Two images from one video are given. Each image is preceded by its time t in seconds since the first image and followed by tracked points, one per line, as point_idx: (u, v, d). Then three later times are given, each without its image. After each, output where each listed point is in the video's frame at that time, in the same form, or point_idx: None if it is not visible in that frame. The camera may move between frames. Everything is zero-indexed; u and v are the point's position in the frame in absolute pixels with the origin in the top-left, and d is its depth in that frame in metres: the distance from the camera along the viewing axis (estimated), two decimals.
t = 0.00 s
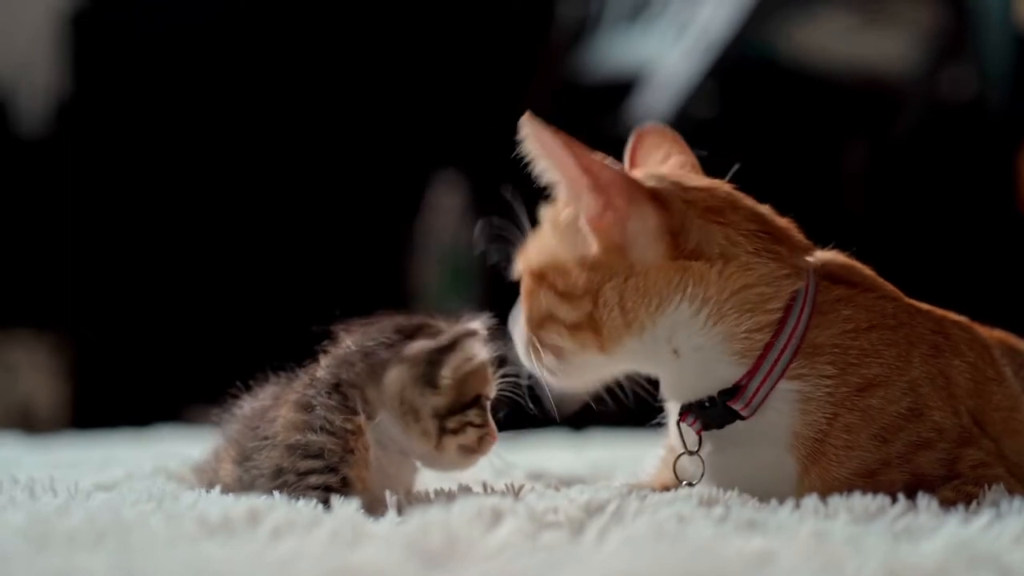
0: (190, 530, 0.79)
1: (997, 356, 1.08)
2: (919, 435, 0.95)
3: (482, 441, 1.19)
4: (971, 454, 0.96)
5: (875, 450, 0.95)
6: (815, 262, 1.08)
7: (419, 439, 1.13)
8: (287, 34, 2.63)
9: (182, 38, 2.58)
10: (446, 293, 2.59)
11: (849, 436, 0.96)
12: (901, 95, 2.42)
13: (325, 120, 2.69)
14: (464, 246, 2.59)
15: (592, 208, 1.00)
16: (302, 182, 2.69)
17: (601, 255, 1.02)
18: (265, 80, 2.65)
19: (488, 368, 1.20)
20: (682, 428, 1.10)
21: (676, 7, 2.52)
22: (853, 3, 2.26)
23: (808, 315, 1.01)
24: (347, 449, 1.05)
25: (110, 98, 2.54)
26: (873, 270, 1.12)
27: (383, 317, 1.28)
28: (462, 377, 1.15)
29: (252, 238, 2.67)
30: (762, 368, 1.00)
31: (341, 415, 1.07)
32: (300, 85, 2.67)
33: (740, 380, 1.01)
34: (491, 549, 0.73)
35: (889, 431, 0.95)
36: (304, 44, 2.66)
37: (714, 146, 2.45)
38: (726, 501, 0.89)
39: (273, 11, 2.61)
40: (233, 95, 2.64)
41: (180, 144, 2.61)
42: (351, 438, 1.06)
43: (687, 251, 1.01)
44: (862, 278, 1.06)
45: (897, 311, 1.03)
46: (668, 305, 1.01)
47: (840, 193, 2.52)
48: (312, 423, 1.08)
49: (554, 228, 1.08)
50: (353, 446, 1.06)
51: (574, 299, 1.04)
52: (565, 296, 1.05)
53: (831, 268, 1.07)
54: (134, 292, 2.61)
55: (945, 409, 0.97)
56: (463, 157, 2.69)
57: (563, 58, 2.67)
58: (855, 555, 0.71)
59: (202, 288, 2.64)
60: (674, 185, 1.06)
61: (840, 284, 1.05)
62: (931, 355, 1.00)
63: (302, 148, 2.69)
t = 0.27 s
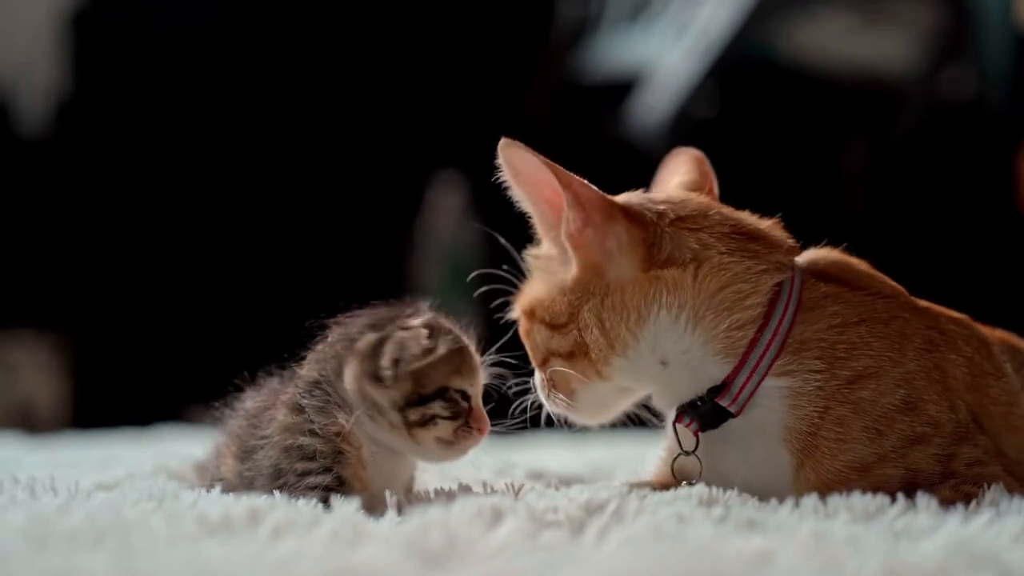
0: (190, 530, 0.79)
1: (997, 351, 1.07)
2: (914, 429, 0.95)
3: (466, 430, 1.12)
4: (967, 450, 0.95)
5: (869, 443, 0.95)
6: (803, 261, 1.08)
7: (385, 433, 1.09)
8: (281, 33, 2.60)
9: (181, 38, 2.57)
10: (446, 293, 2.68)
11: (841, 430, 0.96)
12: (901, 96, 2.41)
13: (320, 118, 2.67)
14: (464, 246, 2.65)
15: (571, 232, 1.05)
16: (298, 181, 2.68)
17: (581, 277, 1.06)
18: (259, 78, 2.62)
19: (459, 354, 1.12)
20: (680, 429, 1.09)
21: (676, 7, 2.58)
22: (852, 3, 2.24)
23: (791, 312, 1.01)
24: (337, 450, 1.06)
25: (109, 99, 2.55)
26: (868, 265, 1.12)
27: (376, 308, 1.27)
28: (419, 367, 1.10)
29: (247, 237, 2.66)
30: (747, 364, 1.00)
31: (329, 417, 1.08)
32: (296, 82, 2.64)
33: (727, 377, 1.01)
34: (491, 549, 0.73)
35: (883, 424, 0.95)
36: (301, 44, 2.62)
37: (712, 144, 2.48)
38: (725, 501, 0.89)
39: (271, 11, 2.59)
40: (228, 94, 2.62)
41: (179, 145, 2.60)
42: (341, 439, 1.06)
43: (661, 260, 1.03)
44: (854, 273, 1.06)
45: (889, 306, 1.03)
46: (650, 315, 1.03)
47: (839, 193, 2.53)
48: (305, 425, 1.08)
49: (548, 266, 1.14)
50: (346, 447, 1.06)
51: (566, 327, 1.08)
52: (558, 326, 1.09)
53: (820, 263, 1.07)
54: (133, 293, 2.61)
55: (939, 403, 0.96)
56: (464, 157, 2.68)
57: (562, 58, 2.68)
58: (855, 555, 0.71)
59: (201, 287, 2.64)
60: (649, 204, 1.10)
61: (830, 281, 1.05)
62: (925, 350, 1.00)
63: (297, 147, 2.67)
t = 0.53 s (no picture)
0: (191, 530, 0.79)
1: (998, 352, 1.07)
2: (914, 427, 0.95)
3: (454, 421, 1.13)
4: (968, 449, 0.95)
5: (869, 440, 0.94)
6: (805, 259, 1.08)
7: (372, 427, 1.10)
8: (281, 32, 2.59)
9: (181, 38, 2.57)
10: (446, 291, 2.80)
11: (841, 426, 0.95)
12: (901, 96, 2.41)
13: (319, 116, 2.65)
14: (464, 247, 2.77)
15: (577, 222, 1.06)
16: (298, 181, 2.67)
17: (585, 267, 1.07)
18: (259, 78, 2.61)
19: (439, 345, 1.14)
20: (681, 426, 1.09)
21: (677, 6, 2.63)
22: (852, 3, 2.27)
23: (794, 307, 1.01)
24: (334, 450, 1.07)
25: (110, 99, 2.55)
26: (870, 265, 1.12)
27: (375, 301, 1.27)
28: (398, 359, 1.11)
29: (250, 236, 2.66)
30: (748, 358, 1.00)
31: (324, 417, 1.09)
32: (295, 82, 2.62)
33: (727, 371, 1.01)
34: (491, 548, 0.73)
35: (883, 420, 0.95)
36: (300, 43, 2.60)
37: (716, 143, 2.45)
38: (725, 500, 0.90)
39: (271, 10, 2.58)
40: (229, 93, 2.61)
41: (179, 144, 2.60)
42: (336, 438, 1.07)
43: (664, 254, 1.04)
44: (856, 272, 1.07)
45: (891, 303, 1.03)
46: (654, 308, 1.03)
47: (839, 193, 2.53)
48: (303, 425, 1.09)
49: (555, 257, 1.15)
50: (344, 446, 1.07)
51: (567, 317, 1.08)
52: (560, 317, 1.09)
53: (822, 262, 1.07)
54: (133, 292, 2.62)
55: (940, 400, 0.96)
56: (463, 157, 2.67)
57: (562, 58, 2.67)
58: (855, 554, 0.71)
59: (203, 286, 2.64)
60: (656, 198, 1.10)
61: (833, 278, 1.05)
62: (926, 347, 0.99)
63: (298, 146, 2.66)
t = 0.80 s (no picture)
0: (191, 529, 0.79)
1: (1003, 353, 1.06)
2: (915, 424, 0.94)
3: (451, 411, 1.13)
4: (969, 448, 0.94)
5: (869, 436, 0.94)
6: (811, 256, 1.08)
7: (369, 423, 1.10)
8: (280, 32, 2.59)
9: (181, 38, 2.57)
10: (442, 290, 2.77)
11: (842, 422, 0.95)
12: (900, 96, 2.41)
13: (319, 116, 2.65)
14: (465, 247, 2.76)
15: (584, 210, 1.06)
16: (297, 180, 2.66)
17: (589, 257, 1.07)
18: (259, 76, 2.61)
19: (428, 336, 1.13)
20: (681, 417, 1.09)
21: (676, 7, 2.68)
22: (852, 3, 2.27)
23: (798, 303, 1.01)
24: (332, 449, 1.07)
25: (112, 98, 2.57)
26: (875, 263, 1.11)
27: (372, 296, 1.27)
28: (387, 352, 1.10)
29: (246, 235, 2.64)
30: (750, 352, 1.00)
31: (321, 415, 1.09)
32: (295, 80, 2.62)
33: (729, 364, 1.01)
34: (491, 548, 0.74)
35: (883, 417, 0.94)
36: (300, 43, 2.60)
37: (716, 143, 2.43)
38: (725, 499, 0.90)
39: (271, 10, 2.57)
40: (229, 92, 2.61)
41: (179, 142, 2.60)
42: (333, 437, 1.07)
43: (668, 249, 1.04)
44: (860, 270, 1.06)
45: (896, 301, 1.02)
46: (655, 300, 1.03)
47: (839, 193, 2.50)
48: (302, 425, 1.09)
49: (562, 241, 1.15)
50: (343, 444, 1.07)
51: (570, 303, 1.09)
52: (564, 302, 1.10)
53: (826, 260, 1.07)
54: (133, 292, 2.62)
55: (941, 399, 0.95)
56: (463, 157, 2.69)
57: (562, 58, 2.68)
58: (854, 554, 0.71)
59: (200, 286, 2.62)
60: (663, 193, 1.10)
61: (838, 276, 1.04)
62: (930, 345, 0.98)
63: (297, 145, 2.65)
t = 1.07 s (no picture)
0: (191, 529, 0.79)
1: (1005, 354, 1.06)
2: (915, 423, 0.93)
3: (452, 408, 1.13)
4: (969, 448, 0.93)
5: (869, 433, 0.93)
6: (814, 255, 1.07)
7: (370, 420, 1.10)
8: (280, 32, 2.59)
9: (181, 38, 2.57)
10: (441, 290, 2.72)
11: (842, 419, 0.94)
12: (900, 95, 2.41)
13: (319, 116, 2.65)
14: (465, 247, 2.71)
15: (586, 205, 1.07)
16: (297, 178, 2.67)
17: (593, 251, 1.07)
18: (259, 76, 2.61)
19: (427, 333, 1.13)
20: (682, 412, 1.10)
21: (676, 7, 2.67)
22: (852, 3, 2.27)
23: (799, 300, 1.01)
24: (333, 449, 1.07)
25: (111, 97, 2.56)
26: (878, 263, 1.11)
27: (370, 296, 1.28)
28: (386, 349, 1.10)
29: (246, 232, 2.64)
30: (751, 348, 1.00)
31: (322, 415, 1.09)
32: (294, 80, 2.62)
33: (731, 359, 1.01)
34: (491, 547, 0.74)
35: (884, 414, 0.93)
36: (300, 44, 2.61)
37: (715, 143, 2.44)
38: (725, 498, 0.90)
39: (271, 10, 2.57)
40: (229, 91, 2.61)
41: (178, 142, 2.60)
42: (334, 436, 1.07)
43: (670, 246, 1.04)
44: (862, 269, 1.05)
45: (898, 299, 1.02)
46: (658, 295, 1.03)
47: (839, 193, 2.51)
48: (302, 425, 1.09)
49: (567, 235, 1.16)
50: (343, 443, 1.07)
51: (575, 299, 1.09)
52: (568, 297, 1.10)
53: (829, 258, 1.06)
54: (133, 292, 2.62)
55: (942, 397, 0.95)
56: (463, 157, 2.70)
57: (562, 58, 2.68)
58: (853, 553, 0.71)
59: (201, 284, 2.63)
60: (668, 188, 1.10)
61: (841, 274, 1.04)
62: (931, 343, 0.98)
63: (297, 143, 2.66)
